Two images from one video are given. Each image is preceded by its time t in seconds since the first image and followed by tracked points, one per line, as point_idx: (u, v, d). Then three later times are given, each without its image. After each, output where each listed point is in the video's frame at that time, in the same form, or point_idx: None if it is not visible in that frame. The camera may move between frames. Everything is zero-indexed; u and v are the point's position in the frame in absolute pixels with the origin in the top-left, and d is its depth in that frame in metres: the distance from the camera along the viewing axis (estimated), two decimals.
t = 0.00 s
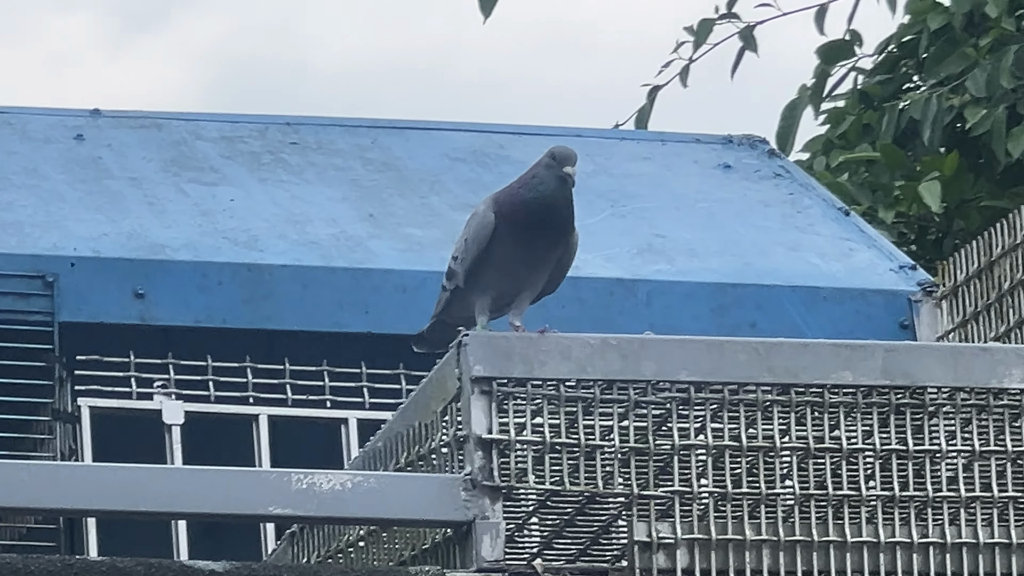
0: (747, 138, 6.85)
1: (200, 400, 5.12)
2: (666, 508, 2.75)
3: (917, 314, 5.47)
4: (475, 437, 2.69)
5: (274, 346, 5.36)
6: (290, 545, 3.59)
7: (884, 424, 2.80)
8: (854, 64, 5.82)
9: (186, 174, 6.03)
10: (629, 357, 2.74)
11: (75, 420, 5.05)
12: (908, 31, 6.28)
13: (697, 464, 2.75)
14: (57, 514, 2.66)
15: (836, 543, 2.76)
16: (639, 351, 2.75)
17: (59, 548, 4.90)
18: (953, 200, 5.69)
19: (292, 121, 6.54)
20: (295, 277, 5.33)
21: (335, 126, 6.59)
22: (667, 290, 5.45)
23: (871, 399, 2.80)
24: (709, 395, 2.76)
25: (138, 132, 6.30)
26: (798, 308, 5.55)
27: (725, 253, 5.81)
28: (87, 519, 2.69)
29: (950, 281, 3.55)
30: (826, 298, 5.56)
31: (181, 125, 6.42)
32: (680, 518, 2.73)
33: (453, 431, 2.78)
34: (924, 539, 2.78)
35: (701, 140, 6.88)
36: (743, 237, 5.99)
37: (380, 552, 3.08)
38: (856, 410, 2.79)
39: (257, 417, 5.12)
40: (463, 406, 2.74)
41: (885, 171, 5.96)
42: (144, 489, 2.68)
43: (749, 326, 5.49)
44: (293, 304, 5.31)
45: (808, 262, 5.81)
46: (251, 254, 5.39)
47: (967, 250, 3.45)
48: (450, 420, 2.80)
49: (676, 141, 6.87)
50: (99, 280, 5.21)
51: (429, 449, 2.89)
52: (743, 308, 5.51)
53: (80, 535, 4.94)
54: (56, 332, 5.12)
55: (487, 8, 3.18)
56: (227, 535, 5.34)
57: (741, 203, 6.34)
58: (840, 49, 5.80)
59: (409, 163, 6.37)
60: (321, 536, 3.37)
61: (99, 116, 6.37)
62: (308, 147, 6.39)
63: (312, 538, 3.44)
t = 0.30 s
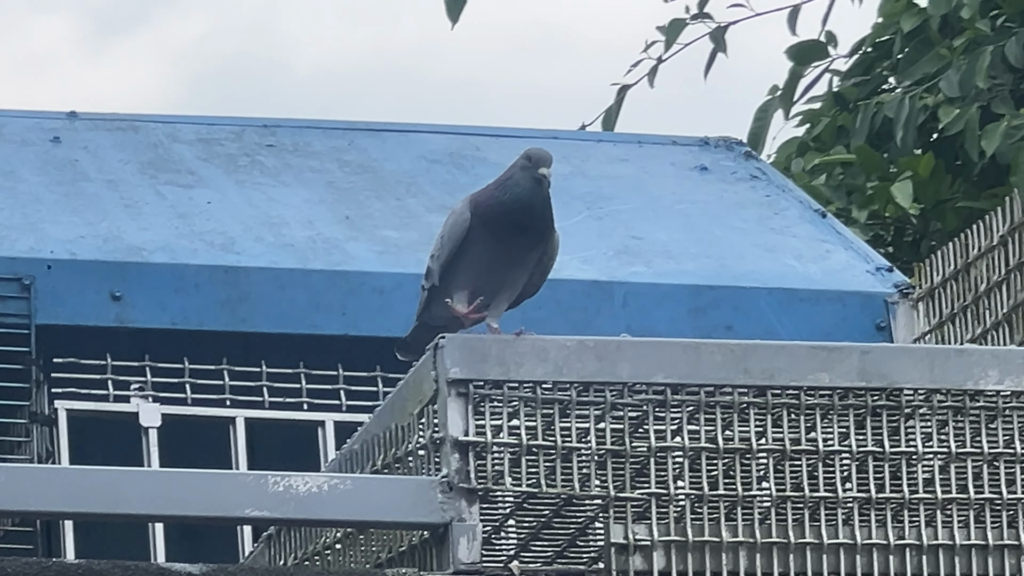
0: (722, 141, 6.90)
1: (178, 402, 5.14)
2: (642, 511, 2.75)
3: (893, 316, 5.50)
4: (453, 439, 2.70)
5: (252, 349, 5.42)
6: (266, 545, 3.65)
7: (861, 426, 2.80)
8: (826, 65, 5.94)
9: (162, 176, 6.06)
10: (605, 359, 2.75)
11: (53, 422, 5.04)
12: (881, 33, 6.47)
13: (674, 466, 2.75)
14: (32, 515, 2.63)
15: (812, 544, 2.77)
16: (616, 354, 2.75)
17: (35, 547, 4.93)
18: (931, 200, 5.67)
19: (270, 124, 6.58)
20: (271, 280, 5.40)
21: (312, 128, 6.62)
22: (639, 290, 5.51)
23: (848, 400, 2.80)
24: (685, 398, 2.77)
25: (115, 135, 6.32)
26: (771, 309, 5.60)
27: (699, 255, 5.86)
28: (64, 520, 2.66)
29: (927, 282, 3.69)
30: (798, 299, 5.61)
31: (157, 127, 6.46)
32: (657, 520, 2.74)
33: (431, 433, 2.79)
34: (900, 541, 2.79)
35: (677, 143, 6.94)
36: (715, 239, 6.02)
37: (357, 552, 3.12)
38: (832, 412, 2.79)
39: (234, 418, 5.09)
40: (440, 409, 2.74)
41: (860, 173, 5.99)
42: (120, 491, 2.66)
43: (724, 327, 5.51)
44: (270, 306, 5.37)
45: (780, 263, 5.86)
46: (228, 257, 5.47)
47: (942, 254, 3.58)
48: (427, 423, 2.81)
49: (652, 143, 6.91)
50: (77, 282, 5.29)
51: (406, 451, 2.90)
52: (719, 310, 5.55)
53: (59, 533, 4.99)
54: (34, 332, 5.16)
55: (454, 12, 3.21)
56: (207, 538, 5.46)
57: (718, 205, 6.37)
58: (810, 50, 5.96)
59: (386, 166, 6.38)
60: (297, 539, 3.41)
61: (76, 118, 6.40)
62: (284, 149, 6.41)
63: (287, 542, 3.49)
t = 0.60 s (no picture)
0: (708, 142, 6.66)
1: (162, 404, 5.02)
2: (626, 512, 2.76)
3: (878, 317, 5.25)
4: (436, 441, 2.69)
5: (238, 350, 5.15)
6: (250, 547, 3.65)
7: (845, 428, 2.81)
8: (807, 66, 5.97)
9: (147, 178, 5.85)
10: (590, 360, 2.75)
11: (37, 425, 4.87)
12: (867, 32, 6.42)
13: (658, 468, 2.75)
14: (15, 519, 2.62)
15: (796, 546, 2.76)
16: (600, 356, 2.75)
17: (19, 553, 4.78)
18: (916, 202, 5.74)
19: (254, 125, 6.39)
20: (255, 282, 5.11)
21: (296, 130, 6.43)
22: (625, 292, 5.26)
23: (832, 402, 2.80)
24: (670, 399, 2.76)
25: (100, 137, 6.10)
26: (758, 311, 5.34)
27: (686, 256, 5.61)
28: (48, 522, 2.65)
29: (911, 284, 3.71)
30: (785, 299, 5.36)
31: (142, 129, 6.23)
32: (641, 522, 2.74)
33: (415, 434, 2.79)
34: (884, 543, 2.78)
35: (663, 144, 6.71)
36: (700, 241, 5.78)
37: (341, 553, 3.14)
38: (816, 413, 2.80)
39: (218, 421, 4.99)
40: (424, 410, 2.74)
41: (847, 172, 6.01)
42: (104, 493, 2.65)
43: (709, 330, 5.28)
44: (253, 310, 5.09)
45: (768, 266, 5.60)
46: (213, 258, 5.18)
47: (926, 256, 3.60)
48: (411, 424, 2.81)
49: (638, 144, 6.70)
50: (62, 283, 4.98)
51: (390, 453, 2.91)
52: (704, 313, 5.30)
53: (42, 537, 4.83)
54: (18, 336, 4.92)
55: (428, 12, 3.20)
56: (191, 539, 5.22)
57: (703, 207, 6.14)
58: (792, 50, 5.95)
59: (371, 168, 6.19)
60: (281, 539, 3.42)
61: (61, 120, 6.15)
62: (269, 152, 6.21)
63: (272, 543, 3.49)
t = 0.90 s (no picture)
0: (695, 142, 6.66)
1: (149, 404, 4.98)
2: (614, 512, 2.76)
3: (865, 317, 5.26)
4: (424, 441, 2.69)
5: (225, 348, 5.15)
6: (238, 548, 3.65)
7: (832, 429, 2.81)
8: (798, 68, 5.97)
9: (135, 179, 5.85)
10: (577, 361, 2.75)
11: (25, 425, 4.84)
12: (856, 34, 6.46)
13: (645, 468, 2.75)
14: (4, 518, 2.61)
15: (783, 547, 2.77)
16: (587, 356, 2.75)
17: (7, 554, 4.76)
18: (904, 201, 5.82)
19: (241, 126, 6.39)
20: (242, 281, 5.11)
21: (284, 130, 6.43)
22: (613, 293, 5.26)
23: (818, 403, 2.80)
24: (657, 399, 2.76)
25: (87, 137, 6.10)
26: (745, 311, 5.34)
27: (672, 257, 5.61)
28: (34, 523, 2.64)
29: (899, 284, 3.72)
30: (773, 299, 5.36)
31: (129, 129, 6.23)
32: (628, 522, 2.75)
33: (402, 434, 2.79)
34: (871, 543, 2.79)
35: (650, 145, 6.70)
36: (688, 242, 5.79)
37: (328, 553, 3.15)
38: (803, 414, 2.80)
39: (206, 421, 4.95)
40: (411, 410, 2.74)
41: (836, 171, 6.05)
42: (91, 493, 2.64)
43: (696, 330, 5.28)
44: (241, 311, 5.09)
45: (755, 266, 5.60)
46: (200, 258, 5.18)
47: (913, 256, 3.60)
48: (398, 424, 2.81)
49: (625, 145, 6.69)
50: (49, 283, 4.98)
51: (378, 453, 2.92)
52: (691, 313, 5.30)
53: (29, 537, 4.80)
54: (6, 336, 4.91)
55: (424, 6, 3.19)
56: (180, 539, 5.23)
57: (690, 208, 6.14)
58: (785, 52, 5.95)
59: (359, 168, 6.19)
60: (269, 540, 3.43)
61: (49, 120, 6.15)
62: (256, 152, 6.21)
63: (260, 543, 3.50)
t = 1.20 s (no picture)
0: (687, 143, 6.64)
1: (140, 406, 5.03)
2: (605, 513, 2.76)
3: (857, 318, 5.26)
4: (415, 442, 2.71)
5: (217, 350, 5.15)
6: (230, 549, 3.65)
7: (824, 429, 2.81)
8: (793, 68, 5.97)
9: (127, 179, 5.85)
10: (568, 362, 2.74)
11: (16, 425, 4.88)
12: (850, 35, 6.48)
13: (637, 469, 2.75)
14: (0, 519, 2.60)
15: (775, 548, 2.77)
16: (580, 356, 2.75)
17: None
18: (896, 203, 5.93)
19: (234, 127, 6.38)
20: (235, 282, 5.11)
21: (277, 131, 6.42)
22: (606, 294, 5.26)
23: (810, 404, 2.80)
24: (649, 400, 2.77)
25: (79, 138, 6.09)
26: (738, 312, 5.34)
27: (664, 258, 5.61)
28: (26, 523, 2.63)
29: (890, 286, 3.72)
30: (766, 300, 5.36)
31: (121, 130, 6.23)
32: (620, 523, 2.74)
33: (394, 435, 2.79)
34: (863, 544, 2.80)
35: (642, 145, 6.69)
36: (682, 243, 5.78)
37: (320, 554, 3.16)
38: (795, 415, 2.80)
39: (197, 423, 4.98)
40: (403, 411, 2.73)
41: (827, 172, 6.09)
42: (82, 494, 2.63)
43: (688, 332, 5.28)
44: (233, 311, 5.08)
45: (746, 267, 5.60)
46: (192, 259, 5.17)
47: (906, 257, 3.61)
48: (390, 425, 2.81)
49: (617, 146, 6.69)
50: (41, 283, 4.96)
51: (370, 454, 2.92)
52: (683, 314, 5.30)
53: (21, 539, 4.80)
54: None
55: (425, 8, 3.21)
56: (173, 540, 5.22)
57: (682, 209, 6.13)
58: (780, 53, 5.95)
59: (351, 169, 6.19)
60: (260, 541, 3.43)
61: (40, 120, 6.14)
62: (249, 153, 6.21)
63: (251, 544, 3.50)
